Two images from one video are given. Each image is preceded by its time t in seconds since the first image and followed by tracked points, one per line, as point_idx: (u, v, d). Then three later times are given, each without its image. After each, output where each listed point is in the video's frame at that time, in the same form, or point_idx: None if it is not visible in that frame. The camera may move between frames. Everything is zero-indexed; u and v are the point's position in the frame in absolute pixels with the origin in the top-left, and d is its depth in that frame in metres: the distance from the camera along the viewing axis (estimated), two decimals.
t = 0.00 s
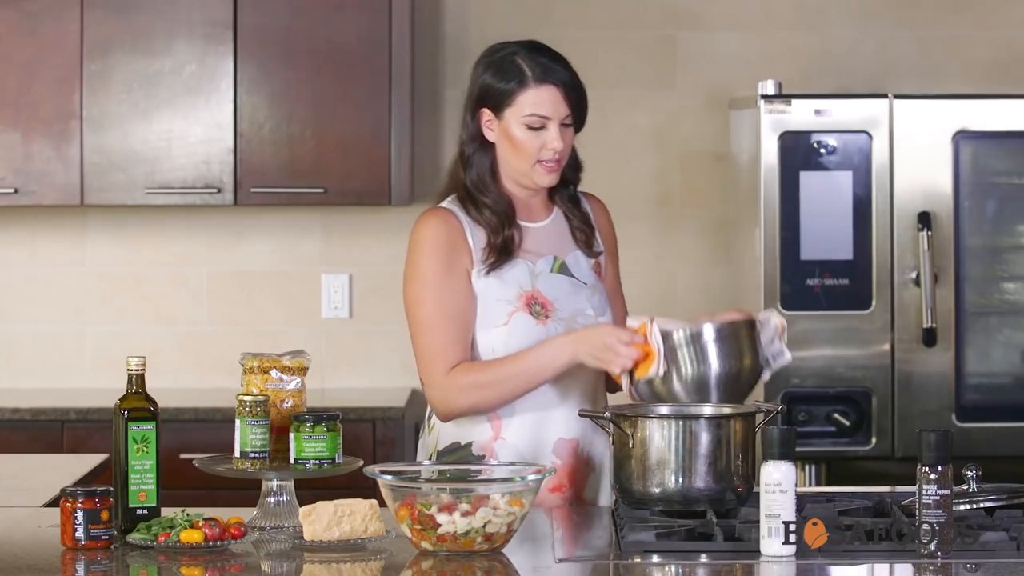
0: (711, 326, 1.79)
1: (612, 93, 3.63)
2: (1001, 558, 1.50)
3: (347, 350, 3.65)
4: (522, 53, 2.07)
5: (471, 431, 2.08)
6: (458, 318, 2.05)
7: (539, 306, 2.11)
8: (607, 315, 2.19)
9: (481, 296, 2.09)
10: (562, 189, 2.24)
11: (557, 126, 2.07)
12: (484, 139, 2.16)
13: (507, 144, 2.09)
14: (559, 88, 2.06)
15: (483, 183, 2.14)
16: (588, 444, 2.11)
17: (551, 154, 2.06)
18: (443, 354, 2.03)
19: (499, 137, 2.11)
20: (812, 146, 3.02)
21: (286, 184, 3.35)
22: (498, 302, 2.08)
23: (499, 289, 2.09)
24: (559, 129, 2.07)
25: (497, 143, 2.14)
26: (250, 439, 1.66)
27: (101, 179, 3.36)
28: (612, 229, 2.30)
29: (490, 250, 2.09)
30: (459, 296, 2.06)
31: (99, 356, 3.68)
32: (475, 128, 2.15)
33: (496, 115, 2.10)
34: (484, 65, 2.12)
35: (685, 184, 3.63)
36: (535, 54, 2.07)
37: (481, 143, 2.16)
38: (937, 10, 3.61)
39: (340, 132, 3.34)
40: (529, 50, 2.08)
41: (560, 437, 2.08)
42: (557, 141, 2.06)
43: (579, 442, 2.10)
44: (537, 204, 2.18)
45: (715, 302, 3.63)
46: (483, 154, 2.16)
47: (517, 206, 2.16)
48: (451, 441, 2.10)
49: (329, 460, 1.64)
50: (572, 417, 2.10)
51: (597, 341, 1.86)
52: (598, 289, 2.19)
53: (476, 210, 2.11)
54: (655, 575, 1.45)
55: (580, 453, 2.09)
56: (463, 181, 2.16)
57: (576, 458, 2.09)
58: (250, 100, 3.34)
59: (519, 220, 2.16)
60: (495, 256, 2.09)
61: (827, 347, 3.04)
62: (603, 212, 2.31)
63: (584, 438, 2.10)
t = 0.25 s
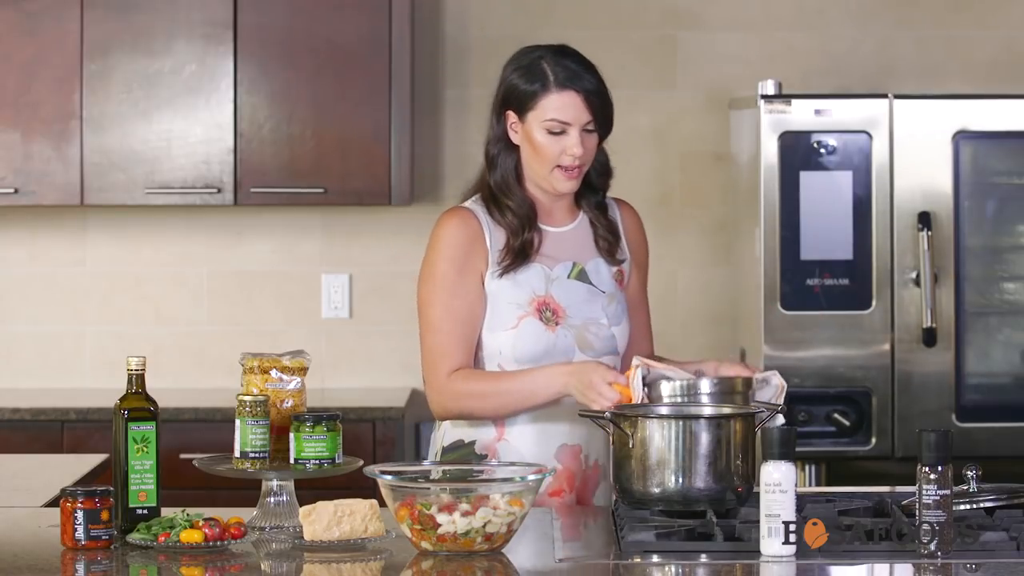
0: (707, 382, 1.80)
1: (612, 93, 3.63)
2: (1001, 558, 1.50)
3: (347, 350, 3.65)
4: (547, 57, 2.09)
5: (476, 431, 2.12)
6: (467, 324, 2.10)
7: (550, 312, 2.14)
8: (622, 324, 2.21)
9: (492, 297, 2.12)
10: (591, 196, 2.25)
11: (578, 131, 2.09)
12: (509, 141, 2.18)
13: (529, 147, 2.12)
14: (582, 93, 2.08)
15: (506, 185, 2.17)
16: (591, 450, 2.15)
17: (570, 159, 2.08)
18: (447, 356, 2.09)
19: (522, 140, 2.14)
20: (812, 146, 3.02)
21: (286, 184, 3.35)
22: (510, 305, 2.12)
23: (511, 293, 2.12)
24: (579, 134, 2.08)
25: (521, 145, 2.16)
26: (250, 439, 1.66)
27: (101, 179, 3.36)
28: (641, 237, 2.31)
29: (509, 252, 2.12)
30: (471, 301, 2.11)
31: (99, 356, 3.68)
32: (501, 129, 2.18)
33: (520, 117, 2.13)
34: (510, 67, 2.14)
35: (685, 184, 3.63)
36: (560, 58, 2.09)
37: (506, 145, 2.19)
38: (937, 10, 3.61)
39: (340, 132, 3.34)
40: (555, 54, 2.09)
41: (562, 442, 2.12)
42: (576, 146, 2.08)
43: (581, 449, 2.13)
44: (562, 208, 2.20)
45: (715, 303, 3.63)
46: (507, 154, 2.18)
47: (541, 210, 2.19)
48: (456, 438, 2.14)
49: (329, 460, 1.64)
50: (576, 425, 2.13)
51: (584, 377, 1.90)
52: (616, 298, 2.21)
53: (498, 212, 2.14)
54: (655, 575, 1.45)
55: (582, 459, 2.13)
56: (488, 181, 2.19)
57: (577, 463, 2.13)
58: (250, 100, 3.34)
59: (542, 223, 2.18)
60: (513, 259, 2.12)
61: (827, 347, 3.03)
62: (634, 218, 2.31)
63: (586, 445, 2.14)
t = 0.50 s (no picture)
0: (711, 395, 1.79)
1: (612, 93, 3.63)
2: (1001, 558, 1.50)
3: (347, 350, 3.65)
4: (550, 57, 2.09)
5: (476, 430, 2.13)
6: (473, 325, 2.12)
7: (550, 315, 2.13)
8: (627, 329, 2.18)
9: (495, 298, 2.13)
10: (603, 199, 2.23)
11: (576, 132, 2.08)
12: (516, 141, 2.19)
13: (531, 147, 2.12)
14: (583, 94, 2.07)
15: (512, 185, 2.18)
16: (590, 453, 2.14)
17: (568, 160, 2.07)
18: (453, 357, 2.10)
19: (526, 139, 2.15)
20: (812, 146, 3.02)
21: (286, 184, 3.35)
22: (510, 307, 2.12)
23: (512, 294, 2.12)
24: (577, 135, 2.08)
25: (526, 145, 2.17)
26: (250, 439, 1.66)
27: (101, 179, 3.36)
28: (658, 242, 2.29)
29: (512, 252, 2.13)
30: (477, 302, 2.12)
31: (99, 356, 3.68)
32: (507, 129, 2.19)
33: (524, 117, 2.13)
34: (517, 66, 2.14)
35: (685, 184, 3.63)
36: (562, 58, 2.08)
37: (512, 144, 2.20)
38: (937, 10, 3.61)
39: (340, 132, 3.34)
40: (558, 54, 2.09)
41: (560, 444, 2.12)
42: (573, 147, 2.07)
43: (579, 451, 2.13)
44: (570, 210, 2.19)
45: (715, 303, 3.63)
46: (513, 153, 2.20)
47: (547, 211, 2.18)
48: (455, 435, 2.15)
49: (329, 460, 1.64)
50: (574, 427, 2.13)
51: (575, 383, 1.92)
52: (624, 302, 2.19)
53: (502, 212, 2.15)
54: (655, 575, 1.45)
55: (580, 461, 2.13)
56: (494, 180, 2.20)
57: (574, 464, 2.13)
58: (250, 100, 3.34)
59: (548, 224, 2.18)
60: (514, 259, 2.13)
61: (828, 347, 3.03)
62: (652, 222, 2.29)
63: (584, 447, 2.14)
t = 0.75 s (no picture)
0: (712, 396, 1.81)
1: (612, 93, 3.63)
2: (1001, 558, 1.50)
3: (347, 350, 3.65)
4: (542, 56, 2.10)
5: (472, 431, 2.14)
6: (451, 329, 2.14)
7: (546, 314, 2.13)
8: (626, 329, 2.17)
9: (490, 299, 2.14)
10: (604, 199, 2.22)
11: (564, 131, 2.07)
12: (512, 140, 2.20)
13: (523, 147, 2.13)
14: (573, 93, 2.07)
15: (509, 184, 2.18)
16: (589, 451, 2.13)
17: (557, 159, 2.07)
18: (423, 354, 2.14)
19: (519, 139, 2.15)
20: (812, 146, 3.02)
21: (286, 184, 3.35)
22: (505, 306, 2.13)
23: (507, 293, 2.13)
24: (565, 134, 2.07)
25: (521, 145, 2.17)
26: (250, 439, 1.66)
27: (101, 179, 3.36)
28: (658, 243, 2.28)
29: (508, 252, 2.13)
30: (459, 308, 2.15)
31: (99, 356, 3.68)
32: (503, 129, 2.21)
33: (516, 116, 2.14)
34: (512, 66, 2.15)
35: (685, 184, 3.63)
36: (553, 58, 2.09)
37: (509, 144, 2.21)
38: (937, 10, 3.61)
39: (340, 132, 3.34)
40: (550, 53, 2.10)
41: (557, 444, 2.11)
42: (561, 146, 2.07)
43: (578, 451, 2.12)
44: (567, 210, 2.18)
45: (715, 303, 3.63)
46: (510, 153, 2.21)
47: (545, 211, 2.17)
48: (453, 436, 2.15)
49: (329, 460, 1.64)
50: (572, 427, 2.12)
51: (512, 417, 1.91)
52: (623, 301, 2.18)
53: (499, 211, 2.16)
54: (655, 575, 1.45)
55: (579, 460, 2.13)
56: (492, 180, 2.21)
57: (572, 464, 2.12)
58: (250, 100, 3.34)
59: (546, 224, 2.17)
60: (510, 259, 2.13)
61: (828, 347, 3.03)
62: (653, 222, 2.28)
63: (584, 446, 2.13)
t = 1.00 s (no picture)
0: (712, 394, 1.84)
1: (612, 93, 3.63)
2: (1001, 558, 1.50)
3: (347, 350, 3.65)
4: (522, 56, 2.08)
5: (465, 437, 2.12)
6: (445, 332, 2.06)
7: (539, 321, 2.12)
8: (615, 330, 2.17)
9: (482, 307, 2.12)
10: (586, 200, 2.22)
11: (547, 131, 2.07)
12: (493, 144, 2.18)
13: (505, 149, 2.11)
14: (556, 93, 2.05)
15: (493, 188, 2.16)
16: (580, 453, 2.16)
17: (542, 161, 2.06)
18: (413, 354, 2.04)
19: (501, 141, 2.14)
20: (812, 146, 3.02)
21: (286, 184, 3.35)
22: (498, 315, 2.11)
23: (499, 302, 2.11)
24: (548, 135, 2.07)
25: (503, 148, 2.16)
26: (250, 439, 1.66)
27: (101, 179, 3.36)
28: (641, 238, 2.28)
29: (496, 257, 2.11)
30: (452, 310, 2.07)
31: (99, 356, 3.68)
32: (483, 132, 2.19)
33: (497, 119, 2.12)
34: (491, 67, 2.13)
35: (685, 184, 3.63)
36: (534, 57, 2.07)
37: (490, 148, 2.19)
38: (937, 10, 3.61)
39: (340, 132, 3.34)
40: (529, 53, 2.08)
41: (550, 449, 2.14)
42: (544, 147, 2.06)
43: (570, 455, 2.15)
44: (552, 213, 2.17)
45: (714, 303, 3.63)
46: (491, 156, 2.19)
47: (530, 215, 2.16)
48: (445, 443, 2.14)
49: (329, 460, 1.64)
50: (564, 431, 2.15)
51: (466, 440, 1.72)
52: (611, 302, 2.18)
53: (485, 216, 2.13)
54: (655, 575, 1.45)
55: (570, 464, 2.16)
56: (474, 184, 2.19)
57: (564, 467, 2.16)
58: (250, 100, 3.34)
59: (532, 228, 2.16)
60: (499, 264, 2.11)
61: (828, 347, 3.03)
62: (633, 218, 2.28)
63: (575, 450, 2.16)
